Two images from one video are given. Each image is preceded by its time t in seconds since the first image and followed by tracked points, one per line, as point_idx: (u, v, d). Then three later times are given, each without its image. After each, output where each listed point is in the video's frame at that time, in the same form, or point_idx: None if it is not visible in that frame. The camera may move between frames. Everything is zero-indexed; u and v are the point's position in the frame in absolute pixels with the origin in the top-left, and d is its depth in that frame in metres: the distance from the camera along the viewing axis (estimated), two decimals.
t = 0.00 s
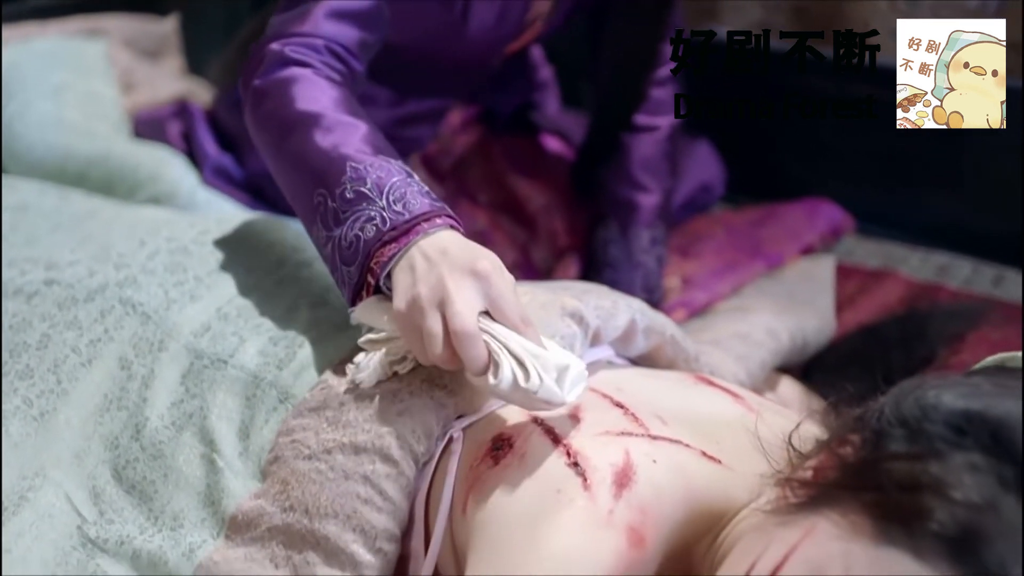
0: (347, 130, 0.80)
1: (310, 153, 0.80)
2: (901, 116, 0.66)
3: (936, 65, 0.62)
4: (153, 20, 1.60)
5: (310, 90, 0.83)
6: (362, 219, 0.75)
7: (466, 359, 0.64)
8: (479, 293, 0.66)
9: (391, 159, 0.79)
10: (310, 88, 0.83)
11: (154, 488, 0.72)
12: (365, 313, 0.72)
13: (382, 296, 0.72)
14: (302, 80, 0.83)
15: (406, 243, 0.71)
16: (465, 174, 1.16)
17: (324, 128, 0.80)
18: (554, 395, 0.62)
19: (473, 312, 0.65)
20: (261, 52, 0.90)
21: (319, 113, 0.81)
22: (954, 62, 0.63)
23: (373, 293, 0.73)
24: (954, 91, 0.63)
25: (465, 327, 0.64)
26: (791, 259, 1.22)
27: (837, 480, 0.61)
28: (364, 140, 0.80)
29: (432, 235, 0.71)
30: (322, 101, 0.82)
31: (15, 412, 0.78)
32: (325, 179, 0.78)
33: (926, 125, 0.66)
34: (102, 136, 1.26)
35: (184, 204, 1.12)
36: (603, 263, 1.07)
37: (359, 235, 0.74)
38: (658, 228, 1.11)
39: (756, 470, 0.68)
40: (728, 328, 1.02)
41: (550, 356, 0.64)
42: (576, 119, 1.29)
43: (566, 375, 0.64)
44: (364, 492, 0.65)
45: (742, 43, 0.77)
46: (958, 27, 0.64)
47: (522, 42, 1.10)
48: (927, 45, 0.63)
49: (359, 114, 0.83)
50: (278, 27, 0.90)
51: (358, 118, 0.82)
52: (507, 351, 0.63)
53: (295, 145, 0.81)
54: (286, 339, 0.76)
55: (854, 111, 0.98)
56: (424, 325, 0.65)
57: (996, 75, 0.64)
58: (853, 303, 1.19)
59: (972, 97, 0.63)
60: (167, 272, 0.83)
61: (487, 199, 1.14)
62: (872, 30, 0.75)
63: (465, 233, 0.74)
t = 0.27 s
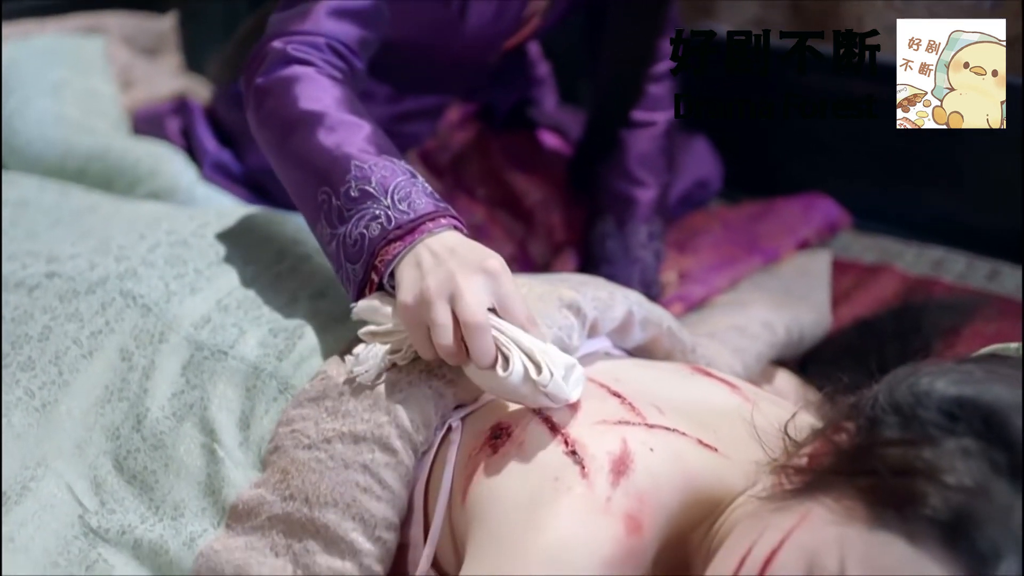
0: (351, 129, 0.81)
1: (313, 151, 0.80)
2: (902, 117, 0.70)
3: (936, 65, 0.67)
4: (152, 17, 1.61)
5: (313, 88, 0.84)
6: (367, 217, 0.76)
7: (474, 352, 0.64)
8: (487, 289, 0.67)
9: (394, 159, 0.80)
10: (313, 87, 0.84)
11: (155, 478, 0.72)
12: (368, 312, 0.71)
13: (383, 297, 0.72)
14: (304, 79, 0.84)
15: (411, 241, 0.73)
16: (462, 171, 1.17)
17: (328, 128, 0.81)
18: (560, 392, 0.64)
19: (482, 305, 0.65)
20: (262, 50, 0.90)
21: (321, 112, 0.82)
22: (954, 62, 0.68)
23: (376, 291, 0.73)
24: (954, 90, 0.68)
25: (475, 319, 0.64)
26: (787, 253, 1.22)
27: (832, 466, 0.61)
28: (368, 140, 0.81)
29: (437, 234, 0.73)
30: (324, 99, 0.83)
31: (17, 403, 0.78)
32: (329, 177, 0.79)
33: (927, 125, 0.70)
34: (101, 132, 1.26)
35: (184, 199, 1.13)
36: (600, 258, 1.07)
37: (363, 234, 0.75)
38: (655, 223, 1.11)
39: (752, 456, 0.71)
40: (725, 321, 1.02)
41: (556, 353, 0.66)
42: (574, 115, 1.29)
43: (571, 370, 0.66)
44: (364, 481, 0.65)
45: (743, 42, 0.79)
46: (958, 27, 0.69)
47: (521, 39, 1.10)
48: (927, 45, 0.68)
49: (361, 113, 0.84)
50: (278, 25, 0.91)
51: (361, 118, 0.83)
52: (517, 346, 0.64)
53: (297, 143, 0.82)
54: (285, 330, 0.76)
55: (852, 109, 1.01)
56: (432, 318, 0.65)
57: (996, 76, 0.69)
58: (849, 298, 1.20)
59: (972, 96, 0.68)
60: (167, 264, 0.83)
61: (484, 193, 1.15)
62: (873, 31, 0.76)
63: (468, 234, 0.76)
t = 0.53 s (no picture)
0: (352, 126, 0.82)
1: (314, 148, 0.81)
2: (901, 116, 0.67)
3: (936, 65, 0.63)
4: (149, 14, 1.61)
5: (314, 85, 0.84)
6: (368, 212, 0.77)
7: (473, 345, 0.64)
8: (488, 285, 0.68)
9: (395, 155, 0.81)
10: (313, 83, 0.84)
11: (155, 466, 0.73)
12: (369, 305, 0.73)
13: (385, 290, 0.74)
14: (305, 75, 0.85)
15: (412, 237, 0.74)
16: (460, 165, 1.17)
17: (329, 124, 0.81)
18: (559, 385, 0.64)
19: (482, 300, 0.66)
20: (262, 46, 0.91)
21: (322, 108, 0.82)
22: (953, 62, 0.64)
23: (376, 285, 0.75)
24: (954, 90, 0.64)
25: (475, 313, 0.65)
26: (783, 247, 1.23)
27: (826, 451, 0.62)
28: (369, 136, 0.81)
29: (437, 229, 0.74)
30: (324, 96, 0.83)
31: (18, 393, 0.79)
32: (330, 173, 0.80)
33: (926, 125, 0.67)
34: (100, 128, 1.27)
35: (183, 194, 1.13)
36: (597, 251, 1.08)
37: (364, 229, 0.76)
38: (651, 217, 1.12)
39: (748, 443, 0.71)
40: (721, 313, 1.04)
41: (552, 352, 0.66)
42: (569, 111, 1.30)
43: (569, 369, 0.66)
44: (363, 468, 0.66)
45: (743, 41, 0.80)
46: (958, 27, 0.65)
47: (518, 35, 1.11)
48: (927, 45, 0.64)
49: (361, 110, 0.85)
50: (278, 21, 0.91)
51: (361, 114, 0.83)
52: (517, 342, 0.65)
53: (298, 139, 0.82)
54: (284, 320, 0.77)
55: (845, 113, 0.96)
56: (432, 312, 0.67)
57: (996, 76, 0.65)
58: (845, 291, 1.21)
59: (971, 97, 0.64)
60: (166, 256, 0.84)
61: (482, 188, 1.15)
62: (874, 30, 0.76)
63: (468, 229, 0.77)
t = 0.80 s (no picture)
0: (354, 118, 0.82)
1: (316, 140, 0.82)
2: (900, 117, 0.67)
3: (936, 65, 0.64)
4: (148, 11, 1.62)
5: (316, 78, 0.85)
6: (370, 203, 0.77)
7: (474, 335, 0.65)
8: (490, 276, 0.68)
9: (396, 147, 0.81)
10: (315, 76, 0.85)
11: (154, 455, 0.73)
12: (369, 293, 0.73)
13: (387, 280, 0.74)
14: (307, 68, 0.85)
15: (414, 227, 0.74)
16: (457, 160, 1.18)
17: (331, 116, 0.82)
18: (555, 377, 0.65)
19: (484, 292, 0.66)
20: (264, 40, 0.92)
21: (324, 101, 0.83)
22: (953, 62, 0.64)
23: (377, 275, 0.75)
24: (954, 90, 0.64)
25: (477, 303, 0.65)
26: (778, 241, 1.24)
27: (819, 435, 0.63)
28: (370, 128, 0.82)
29: (439, 219, 0.74)
30: (326, 89, 0.84)
31: (18, 382, 0.79)
32: (332, 164, 0.80)
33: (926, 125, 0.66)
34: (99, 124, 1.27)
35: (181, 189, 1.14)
36: (593, 244, 1.09)
37: (367, 220, 0.77)
38: (648, 211, 1.12)
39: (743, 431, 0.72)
40: (716, 306, 1.04)
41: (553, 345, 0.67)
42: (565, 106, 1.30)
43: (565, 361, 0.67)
44: (361, 455, 0.67)
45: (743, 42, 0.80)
46: (958, 27, 0.65)
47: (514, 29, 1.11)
48: (927, 45, 0.64)
49: (362, 103, 0.85)
50: (279, 16, 0.92)
51: (363, 107, 0.84)
52: (516, 335, 0.66)
53: (300, 131, 0.83)
54: (282, 309, 0.77)
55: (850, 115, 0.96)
56: (435, 301, 0.67)
57: (996, 75, 0.65)
58: (840, 285, 1.21)
59: (972, 97, 0.64)
60: (165, 248, 0.84)
61: (478, 182, 1.16)
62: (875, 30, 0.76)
63: (469, 221, 0.78)
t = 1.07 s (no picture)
0: (350, 97, 0.87)
1: (314, 118, 0.86)
2: (901, 117, 0.66)
3: (935, 65, 0.63)
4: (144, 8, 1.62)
5: (311, 60, 0.90)
6: (370, 176, 0.81)
7: (472, 307, 0.67)
8: (490, 251, 0.71)
9: (392, 124, 0.86)
10: (313, 61, 0.90)
11: (154, 441, 0.74)
12: (369, 270, 0.74)
13: (387, 256, 0.75)
14: (303, 52, 0.90)
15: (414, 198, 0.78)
16: (452, 153, 1.18)
17: (327, 96, 0.86)
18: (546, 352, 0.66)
19: (484, 265, 0.69)
20: (259, 27, 0.97)
21: (320, 82, 0.88)
22: (954, 62, 0.63)
23: (379, 250, 0.78)
24: (954, 90, 0.63)
25: (477, 276, 0.68)
26: (773, 235, 1.25)
27: (813, 419, 0.63)
28: (366, 106, 0.86)
29: (438, 191, 0.78)
30: (321, 70, 0.89)
31: (18, 371, 0.80)
32: (331, 141, 0.84)
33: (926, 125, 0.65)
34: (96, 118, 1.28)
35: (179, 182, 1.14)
36: (589, 237, 1.10)
37: (367, 193, 0.80)
38: (642, 203, 1.14)
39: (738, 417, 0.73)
40: (711, 297, 1.05)
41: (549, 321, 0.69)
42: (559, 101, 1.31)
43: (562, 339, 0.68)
44: (359, 440, 0.68)
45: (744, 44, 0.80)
46: (958, 26, 0.64)
47: (509, 24, 1.14)
48: (927, 45, 0.63)
49: (355, 83, 0.90)
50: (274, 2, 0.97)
51: (358, 87, 0.89)
52: (513, 309, 0.67)
53: (298, 112, 0.87)
54: (280, 297, 0.78)
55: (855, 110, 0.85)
56: (436, 274, 0.69)
57: (996, 75, 0.64)
58: (834, 278, 1.22)
59: (972, 97, 0.63)
60: (164, 238, 0.85)
61: (475, 176, 1.16)
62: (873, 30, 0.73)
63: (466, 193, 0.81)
